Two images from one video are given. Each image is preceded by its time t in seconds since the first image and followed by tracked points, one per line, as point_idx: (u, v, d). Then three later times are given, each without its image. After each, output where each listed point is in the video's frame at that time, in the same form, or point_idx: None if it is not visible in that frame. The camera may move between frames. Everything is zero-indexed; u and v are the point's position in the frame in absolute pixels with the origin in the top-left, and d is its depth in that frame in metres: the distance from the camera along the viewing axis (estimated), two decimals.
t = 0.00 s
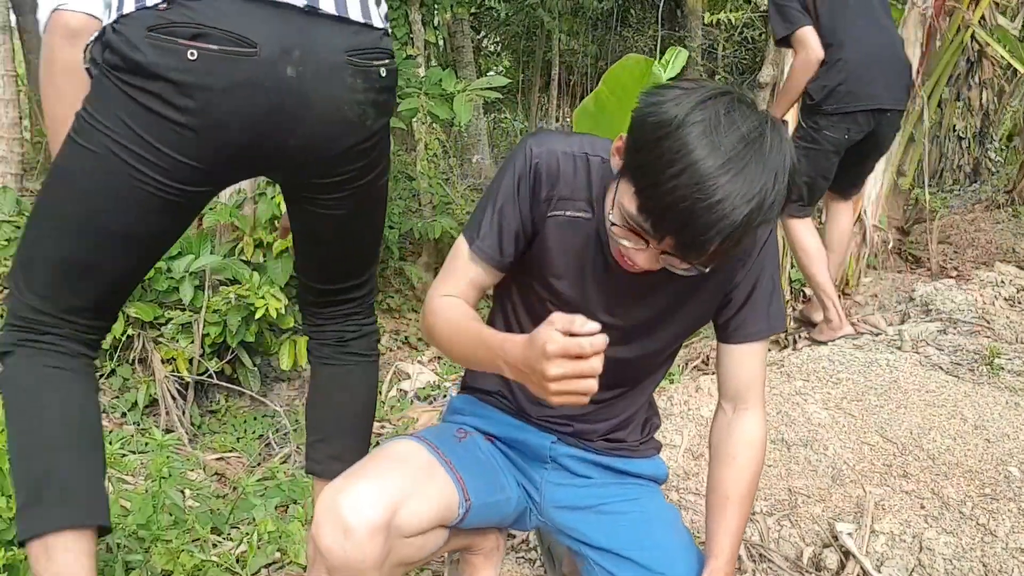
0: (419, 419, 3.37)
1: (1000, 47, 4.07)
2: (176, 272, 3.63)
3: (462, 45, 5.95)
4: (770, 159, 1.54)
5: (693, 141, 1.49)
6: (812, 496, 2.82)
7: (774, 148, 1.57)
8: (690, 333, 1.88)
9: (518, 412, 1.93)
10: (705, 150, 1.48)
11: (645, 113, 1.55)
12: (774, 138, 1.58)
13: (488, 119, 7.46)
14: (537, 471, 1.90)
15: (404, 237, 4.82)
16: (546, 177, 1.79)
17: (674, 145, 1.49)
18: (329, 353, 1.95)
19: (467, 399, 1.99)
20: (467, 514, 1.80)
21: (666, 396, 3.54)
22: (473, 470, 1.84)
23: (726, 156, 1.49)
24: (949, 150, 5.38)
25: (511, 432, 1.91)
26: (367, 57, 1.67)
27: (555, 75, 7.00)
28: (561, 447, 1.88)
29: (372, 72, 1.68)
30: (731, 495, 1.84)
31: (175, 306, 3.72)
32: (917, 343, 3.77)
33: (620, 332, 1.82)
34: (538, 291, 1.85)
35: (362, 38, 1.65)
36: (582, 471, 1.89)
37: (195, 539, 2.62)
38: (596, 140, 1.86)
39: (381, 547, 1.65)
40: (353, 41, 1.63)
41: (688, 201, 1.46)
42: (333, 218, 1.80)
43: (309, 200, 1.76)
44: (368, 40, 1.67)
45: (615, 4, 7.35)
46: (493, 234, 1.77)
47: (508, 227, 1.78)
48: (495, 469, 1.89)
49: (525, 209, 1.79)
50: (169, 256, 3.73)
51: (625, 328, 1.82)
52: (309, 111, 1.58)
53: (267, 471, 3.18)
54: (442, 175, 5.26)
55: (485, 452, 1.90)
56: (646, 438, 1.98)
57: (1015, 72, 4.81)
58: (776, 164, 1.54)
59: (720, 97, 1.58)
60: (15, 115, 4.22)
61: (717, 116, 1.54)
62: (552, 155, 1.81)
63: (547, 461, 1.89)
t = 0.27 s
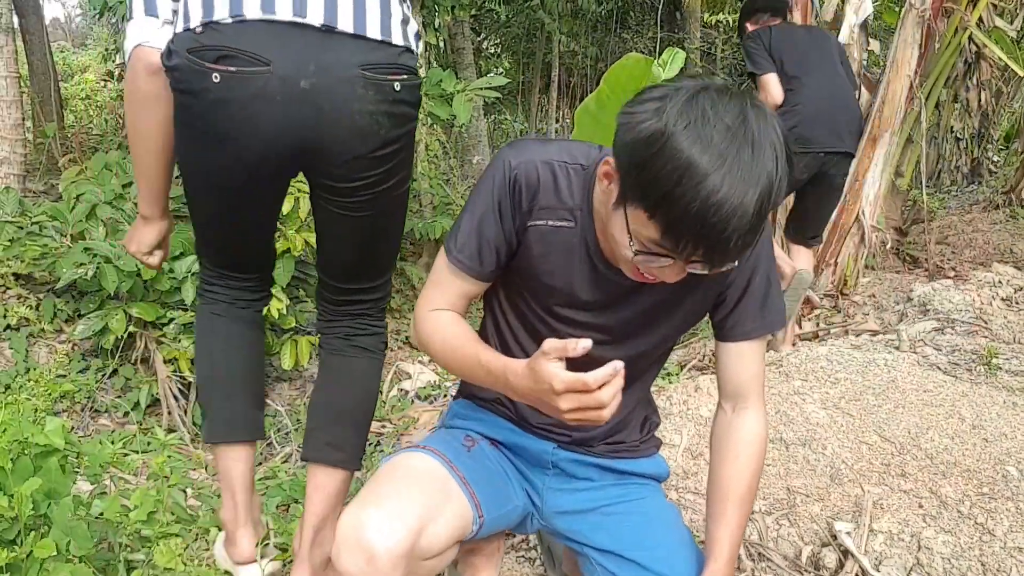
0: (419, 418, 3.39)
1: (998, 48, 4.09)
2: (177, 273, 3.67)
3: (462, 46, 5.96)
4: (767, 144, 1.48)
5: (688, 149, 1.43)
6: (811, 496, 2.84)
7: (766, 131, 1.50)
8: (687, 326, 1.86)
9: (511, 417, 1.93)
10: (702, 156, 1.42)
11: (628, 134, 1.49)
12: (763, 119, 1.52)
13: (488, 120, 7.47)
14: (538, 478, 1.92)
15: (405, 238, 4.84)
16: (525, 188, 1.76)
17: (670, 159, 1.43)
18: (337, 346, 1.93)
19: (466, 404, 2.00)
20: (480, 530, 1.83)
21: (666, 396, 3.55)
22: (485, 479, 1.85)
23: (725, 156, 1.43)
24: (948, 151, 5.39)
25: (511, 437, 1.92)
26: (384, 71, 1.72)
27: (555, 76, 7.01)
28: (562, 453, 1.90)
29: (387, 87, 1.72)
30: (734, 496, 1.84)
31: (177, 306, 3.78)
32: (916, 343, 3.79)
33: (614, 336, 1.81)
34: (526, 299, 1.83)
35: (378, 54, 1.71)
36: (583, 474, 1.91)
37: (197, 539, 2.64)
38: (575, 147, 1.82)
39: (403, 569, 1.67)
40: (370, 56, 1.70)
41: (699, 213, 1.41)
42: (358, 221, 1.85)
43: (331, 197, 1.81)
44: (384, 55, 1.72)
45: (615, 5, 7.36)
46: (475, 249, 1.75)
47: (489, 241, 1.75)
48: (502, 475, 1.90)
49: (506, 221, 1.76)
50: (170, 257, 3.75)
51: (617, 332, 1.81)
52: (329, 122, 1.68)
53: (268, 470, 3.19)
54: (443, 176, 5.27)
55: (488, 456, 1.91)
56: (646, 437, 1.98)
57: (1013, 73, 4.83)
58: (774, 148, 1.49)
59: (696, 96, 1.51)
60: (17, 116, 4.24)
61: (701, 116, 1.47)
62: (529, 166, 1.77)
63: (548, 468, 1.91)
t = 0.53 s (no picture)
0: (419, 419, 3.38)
1: (999, 47, 4.08)
2: (177, 273, 3.69)
3: (462, 46, 5.95)
4: (777, 139, 1.42)
5: (697, 156, 1.37)
6: (811, 496, 2.83)
7: (775, 125, 1.44)
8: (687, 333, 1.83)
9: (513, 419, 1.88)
10: (712, 161, 1.36)
11: (635, 147, 1.43)
12: (770, 113, 1.45)
13: (488, 120, 7.46)
14: (540, 480, 1.90)
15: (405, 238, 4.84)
16: (520, 189, 1.72)
17: (678, 168, 1.37)
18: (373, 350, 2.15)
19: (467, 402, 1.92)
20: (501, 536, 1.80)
21: (666, 396, 3.55)
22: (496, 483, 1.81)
23: (734, 160, 1.37)
24: (949, 150, 5.39)
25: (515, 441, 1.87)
26: (419, 116, 1.91)
27: (555, 75, 7.01)
28: (564, 455, 1.86)
29: (422, 129, 1.92)
30: (731, 496, 1.82)
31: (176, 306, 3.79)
32: (916, 343, 3.78)
33: (614, 340, 1.76)
34: (524, 299, 1.78)
35: (412, 103, 1.89)
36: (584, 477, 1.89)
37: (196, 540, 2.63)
38: (574, 147, 1.77)
39: None
40: (406, 106, 1.88)
41: (713, 220, 1.36)
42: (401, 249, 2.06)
43: (373, 231, 2.01)
44: (418, 103, 1.90)
45: (615, 5, 7.35)
46: (467, 246, 1.67)
47: (483, 243, 1.69)
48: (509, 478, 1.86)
49: (502, 222, 1.71)
50: (170, 257, 3.76)
51: (617, 335, 1.75)
52: (378, 171, 1.86)
53: (267, 471, 3.18)
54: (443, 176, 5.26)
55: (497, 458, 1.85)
56: (648, 438, 1.96)
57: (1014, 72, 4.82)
58: (784, 142, 1.43)
59: (702, 98, 1.44)
60: (16, 115, 4.23)
61: (709, 119, 1.40)
62: (526, 166, 1.72)
63: (551, 473, 1.88)
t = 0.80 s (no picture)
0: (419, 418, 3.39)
1: (999, 48, 4.09)
2: (177, 273, 3.67)
3: (462, 46, 5.95)
4: (776, 152, 1.40)
5: (697, 173, 1.35)
6: (811, 496, 2.83)
7: (774, 137, 1.42)
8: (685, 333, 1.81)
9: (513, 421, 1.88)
10: (712, 178, 1.35)
11: (635, 161, 1.41)
12: (769, 125, 1.44)
13: (488, 120, 7.47)
14: (541, 484, 1.88)
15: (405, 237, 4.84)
16: (513, 200, 1.71)
17: (679, 185, 1.36)
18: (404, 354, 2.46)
19: (466, 407, 1.92)
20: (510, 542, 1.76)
21: (666, 396, 3.55)
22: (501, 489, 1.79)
23: (734, 175, 1.36)
24: (948, 151, 5.39)
25: (516, 445, 1.84)
26: (448, 152, 2.25)
27: (555, 76, 7.01)
28: (566, 458, 1.86)
29: (452, 163, 2.26)
30: (728, 496, 1.80)
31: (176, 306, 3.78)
32: (916, 343, 3.78)
33: (615, 344, 1.75)
34: (522, 305, 1.78)
35: (442, 141, 2.23)
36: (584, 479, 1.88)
37: (196, 539, 2.63)
38: (566, 155, 1.76)
39: None
40: (438, 145, 2.21)
41: (714, 236, 1.35)
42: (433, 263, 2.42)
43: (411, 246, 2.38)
44: (447, 140, 2.24)
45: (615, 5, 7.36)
46: (463, 256, 1.68)
47: (479, 257, 1.69)
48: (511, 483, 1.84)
49: (496, 234, 1.71)
50: (170, 256, 3.76)
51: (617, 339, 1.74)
52: (416, 199, 2.20)
53: (267, 470, 3.18)
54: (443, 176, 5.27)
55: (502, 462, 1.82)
56: (647, 437, 1.95)
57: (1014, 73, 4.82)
58: (783, 154, 1.41)
59: (702, 113, 1.42)
60: (16, 115, 4.23)
61: (709, 133, 1.39)
62: (518, 178, 1.72)
63: (553, 477, 1.87)
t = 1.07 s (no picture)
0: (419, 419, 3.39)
1: (999, 48, 4.08)
2: (177, 273, 3.67)
3: (462, 46, 5.95)
4: (740, 94, 1.40)
5: (656, 109, 1.36)
6: (811, 496, 2.84)
7: (739, 82, 1.42)
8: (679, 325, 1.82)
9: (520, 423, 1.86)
10: (670, 115, 1.36)
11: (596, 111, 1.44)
12: (735, 72, 1.44)
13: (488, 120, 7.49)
14: (552, 491, 1.87)
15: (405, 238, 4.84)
16: (506, 195, 1.70)
17: (638, 123, 1.37)
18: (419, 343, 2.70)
19: (473, 412, 1.88)
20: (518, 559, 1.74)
21: (666, 396, 3.55)
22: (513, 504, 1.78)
23: (693, 111, 1.36)
24: (948, 151, 5.39)
25: (527, 453, 1.83)
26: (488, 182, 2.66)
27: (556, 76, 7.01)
28: (579, 463, 1.85)
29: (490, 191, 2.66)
30: (727, 493, 1.80)
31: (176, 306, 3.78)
32: (916, 343, 3.78)
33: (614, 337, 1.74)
34: (521, 305, 1.77)
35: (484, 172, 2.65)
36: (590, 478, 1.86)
37: (195, 540, 2.64)
38: (553, 146, 1.76)
39: None
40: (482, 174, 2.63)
41: (674, 171, 1.35)
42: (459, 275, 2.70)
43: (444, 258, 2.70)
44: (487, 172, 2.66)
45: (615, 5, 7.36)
46: (456, 256, 1.67)
47: (473, 255, 1.68)
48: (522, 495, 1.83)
49: (489, 228, 1.70)
50: (170, 257, 3.76)
51: (616, 333, 1.74)
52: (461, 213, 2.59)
53: (267, 471, 3.18)
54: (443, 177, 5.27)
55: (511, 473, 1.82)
56: (654, 435, 1.95)
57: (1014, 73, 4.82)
58: (748, 96, 1.41)
59: (662, 57, 1.44)
60: (16, 115, 4.24)
61: (668, 74, 1.40)
62: (509, 172, 1.71)
63: (565, 483, 1.86)
